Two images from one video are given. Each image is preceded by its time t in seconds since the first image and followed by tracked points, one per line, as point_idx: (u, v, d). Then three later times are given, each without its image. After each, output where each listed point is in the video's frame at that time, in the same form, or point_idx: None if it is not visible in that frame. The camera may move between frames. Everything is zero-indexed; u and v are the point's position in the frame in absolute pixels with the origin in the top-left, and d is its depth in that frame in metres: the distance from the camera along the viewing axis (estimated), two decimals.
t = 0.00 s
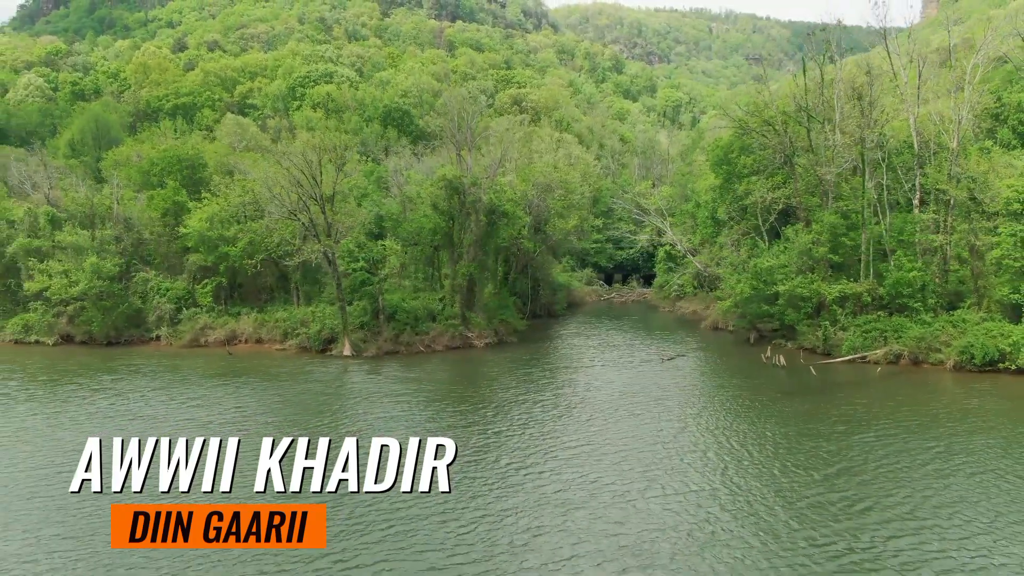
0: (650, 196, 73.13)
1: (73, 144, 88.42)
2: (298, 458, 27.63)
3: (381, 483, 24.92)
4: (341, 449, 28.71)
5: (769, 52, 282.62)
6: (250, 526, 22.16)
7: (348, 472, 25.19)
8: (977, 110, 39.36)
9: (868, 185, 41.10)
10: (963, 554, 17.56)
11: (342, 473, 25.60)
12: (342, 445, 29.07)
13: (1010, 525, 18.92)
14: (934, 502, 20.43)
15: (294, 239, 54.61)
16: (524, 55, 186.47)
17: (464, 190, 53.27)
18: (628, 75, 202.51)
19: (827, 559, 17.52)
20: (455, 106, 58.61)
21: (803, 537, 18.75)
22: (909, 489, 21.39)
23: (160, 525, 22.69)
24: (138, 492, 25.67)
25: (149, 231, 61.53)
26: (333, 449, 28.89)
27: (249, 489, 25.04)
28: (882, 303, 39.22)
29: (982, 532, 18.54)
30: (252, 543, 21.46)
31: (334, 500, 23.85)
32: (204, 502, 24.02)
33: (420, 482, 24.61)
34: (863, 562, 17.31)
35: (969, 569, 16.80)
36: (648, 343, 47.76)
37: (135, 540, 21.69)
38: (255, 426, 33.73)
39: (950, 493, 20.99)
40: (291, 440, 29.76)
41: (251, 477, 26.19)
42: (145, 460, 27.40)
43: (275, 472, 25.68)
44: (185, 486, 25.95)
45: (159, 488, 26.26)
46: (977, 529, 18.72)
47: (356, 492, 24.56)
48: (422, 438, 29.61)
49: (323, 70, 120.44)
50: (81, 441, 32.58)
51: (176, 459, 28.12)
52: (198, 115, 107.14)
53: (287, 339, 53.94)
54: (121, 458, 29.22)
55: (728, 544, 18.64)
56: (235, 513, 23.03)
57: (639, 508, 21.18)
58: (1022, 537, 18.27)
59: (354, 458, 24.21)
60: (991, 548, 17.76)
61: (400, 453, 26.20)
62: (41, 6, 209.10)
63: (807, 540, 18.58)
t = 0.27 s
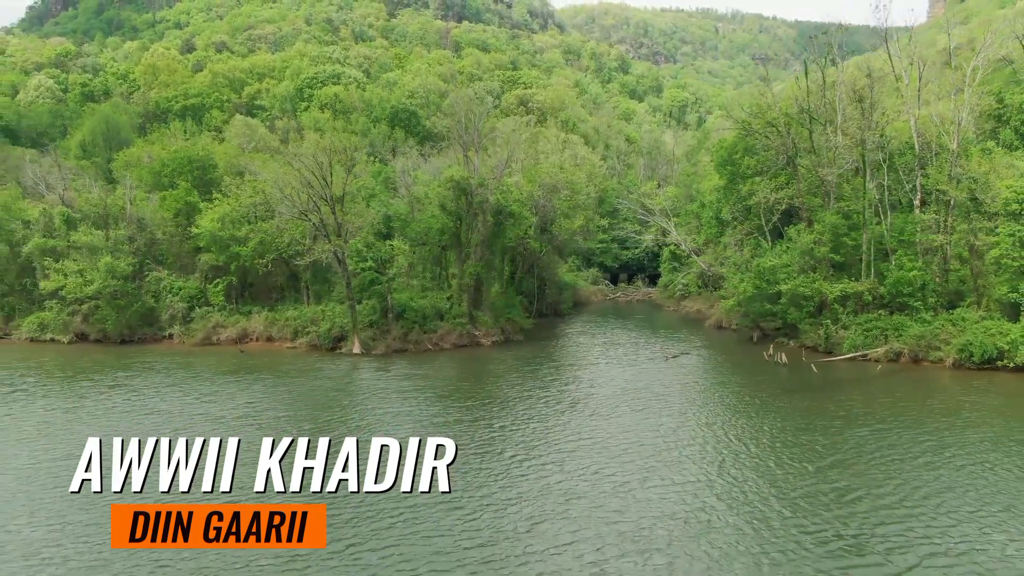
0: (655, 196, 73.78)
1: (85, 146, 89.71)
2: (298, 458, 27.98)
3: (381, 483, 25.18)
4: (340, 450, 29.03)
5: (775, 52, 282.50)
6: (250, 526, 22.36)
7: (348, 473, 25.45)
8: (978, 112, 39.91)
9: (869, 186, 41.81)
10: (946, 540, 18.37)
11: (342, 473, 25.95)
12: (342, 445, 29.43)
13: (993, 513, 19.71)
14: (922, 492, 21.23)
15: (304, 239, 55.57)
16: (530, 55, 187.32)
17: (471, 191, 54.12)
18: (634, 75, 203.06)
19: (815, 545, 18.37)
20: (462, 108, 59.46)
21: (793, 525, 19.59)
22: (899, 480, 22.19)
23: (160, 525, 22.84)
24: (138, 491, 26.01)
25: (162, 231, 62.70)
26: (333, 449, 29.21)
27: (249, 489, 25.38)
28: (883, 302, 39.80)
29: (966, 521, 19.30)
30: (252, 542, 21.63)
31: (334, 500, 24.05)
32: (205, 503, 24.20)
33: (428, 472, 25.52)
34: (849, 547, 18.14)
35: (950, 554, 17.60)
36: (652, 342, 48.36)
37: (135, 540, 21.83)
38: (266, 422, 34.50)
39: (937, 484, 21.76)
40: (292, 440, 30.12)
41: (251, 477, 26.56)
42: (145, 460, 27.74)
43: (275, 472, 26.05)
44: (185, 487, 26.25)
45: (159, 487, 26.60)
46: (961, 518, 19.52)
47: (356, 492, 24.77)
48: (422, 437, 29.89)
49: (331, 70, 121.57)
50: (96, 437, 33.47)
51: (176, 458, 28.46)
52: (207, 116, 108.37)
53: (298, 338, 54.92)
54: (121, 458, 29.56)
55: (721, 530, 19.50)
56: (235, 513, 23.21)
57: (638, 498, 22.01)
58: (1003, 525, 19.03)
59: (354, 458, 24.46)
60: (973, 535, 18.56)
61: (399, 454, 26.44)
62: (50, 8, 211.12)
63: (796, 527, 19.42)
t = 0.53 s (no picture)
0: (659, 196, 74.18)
1: (92, 146, 90.54)
2: (298, 458, 28.18)
3: (381, 483, 25.38)
4: (340, 450, 29.21)
5: (779, 52, 282.16)
6: (250, 526, 22.57)
7: (348, 473, 25.65)
8: (978, 113, 40.30)
9: (871, 187, 41.70)
10: (933, 532, 19.57)
11: (342, 473, 26.16)
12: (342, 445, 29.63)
13: (980, 507, 20.94)
14: (912, 488, 22.43)
15: (311, 239, 56.19)
16: (534, 56, 187.77)
17: (477, 192, 54.68)
18: (638, 75, 203.19)
19: (808, 535, 19.56)
20: (467, 109, 60.03)
21: (788, 517, 20.71)
22: (891, 476, 23.37)
23: (160, 525, 23.14)
24: (138, 492, 26.23)
25: (170, 232, 63.43)
26: (333, 449, 29.40)
27: (249, 488, 25.58)
28: (884, 301, 40.20)
29: (954, 514, 20.51)
30: (252, 543, 21.87)
31: (333, 500, 24.28)
32: (204, 503, 24.45)
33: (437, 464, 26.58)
34: (842, 538, 19.31)
35: (938, 545, 18.81)
36: (655, 341, 48.89)
37: (136, 540, 22.12)
38: (274, 419, 35.14)
39: (928, 480, 22.93)
40: (291, 440, 30.28)
41: (251, 477, 26.75)
42: (145, 460, 27.95)
43: (275, 473, 26.26)
44: (185, 487, 26.47)
45: (159, 487, 26.84)
46: (949, 511, 20.76)
47: (355, 492, 25.03)
48: (422, 438, 30.09)
49: (335, 72, 121.25)
50: (108, 434, 34.18)
51: (176, 459, 28.68)
52: (213, 116, 109.15)
53: (305, 337, 55.51)
54: (121, 458, 29.80)
55: (717, 522, 20.59)
56: (235, 513, 23.48)
57: (637, 491, 23.02)
58: (991, 518, 20.23)
59: (354, 459, 24.70)
60: (960, 527, 19.77)
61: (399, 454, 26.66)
62: (55, 8, 212.32)
63: (790, 519, 20.54)
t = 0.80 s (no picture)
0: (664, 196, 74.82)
1: (103, 147, 91.91)
2: (298, 458, 28.60)
3: (381, 483, 25.81)
4: (340, 449, 29.64)
5: (786, 52, 281.72)
6: (250, 527, 22.99)
7: (348, 473, 26.18)
8: (979, 115, 40.84)
9: (873, 186, 42.43)
10: (922, 519, 20.46)
11: (342, 474, 26.59)
12: (342, 445, 30.03)
13: (968, 496, 21.84)
14: (904, 479, 23.30)
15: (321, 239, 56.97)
16: (541, 56, 188.49)
17: (484, 193, 55.51)
18: (645, 75, 203.58)
19: (801, 522, 20.53)
20: (475, 111, 60.91)
21: (782, 506, 21.70)
22: (883, 467, 24.26)
23: (160, 525, 23.57)
24: (138, 492, 26.67)
25: (183, 232, 64.55)
26: (333, 449, 29.83)
27: (249, 488, 25.98)
28: (885, 300, 40.84)
29: (943, 503, 21.42)
30: (252, 543, 22.25)
31: (333, 500, 24.75)
32: (204, 503, 24.88)
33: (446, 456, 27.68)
34: (833, 525, 20.25)
35: (924, 531, 19.73)
36: (660, 339, 49.60)
37: (136, 540, 22.56)
38: (285, 415, 36.04)
39: (920, 471, 23.80)
40: (292, 440, 30.65)
41: (251, 477, 27.07)
42: (145, 460, 28.39)
43: (275, 473, 26.56)
44: (185, 486, 26.92)
45: (159, 487, 27.25)
46: (939, 500, 21.63)
47: (355, 492, 25.51)
48: (422, 438, 30.48)
49: (343, 72, 123.08)
50: (124, 430, 35.18)
51: (176, 458, 29.15)
52: (222, 117, 110.42)
53: (315, 335, 56.53)
54: (121, 458, 30.29)
55: (714, 510, 21.59)
56: (235, 513, 23.90)
57: (638, 482, 24.02)
58: (978, 508, 21.07)
59: (355, 459, 25.21)
60: (947, 515, 20.65)
61: (399, 454, 27.10)
62: (66, 10, 214.59)
63: (784, 508, 21.51)
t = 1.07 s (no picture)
0: (668, 196, 75.22)
1: (111, 148, 92.81)
2: (298, 458, 28.84)
3: (381, 483, 26.06)
4: (340, 450, 29.89)
5: (790, 52, 281.34)
6: (250, 526, 23.17)
7: (348, 473, 26.39)
8: (981, 115, 41.03)
9: (873, 188, 43.33)
10: (913, 512, 21.24)
11: (342, 473, 26.84)
12: (342, 446, 30.29)
13: (960, 489, 22.59)
14: (898, 473, 24.04)
15: (326, 240, 56.97)
16: (545, 56, 188.89)
17: (489, 193, 56.07)
18: (649, 75, 203.72)
19: (796, 515, 21.37)
20: (480, 112, 61.48)
21: (778, 500, 22.49)
22: (878, 462, 25.00)
23: (160, 525, 23.80)
24: (138, 491, 26.95)
25: (191, 232, 65.27)
26: (333, 449, 30.09)
27: (249, 488, 26.23)
28: (886, 300, 41.27)
29: (935, 496, 22.13)
30: (252, 542, 22.38)
31: (333, 500, 24.98)
32: (205, 503, 25.09)
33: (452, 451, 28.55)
34: (827, 518, 21.02)
35: (915, 523, 20.51)
36: (664, 338, 50.09)
37: (136, 540, 22.79)
38: (292, 412, 36.63)
39: (914, 466, 24.53)
40: (292, 440, 30.92)
41: (251, 477, 27.39)
42: (145, 460, 28.66)
43: (274, 472, 26.86)
44: (185, 486, 27.17)
45: (159, 487, 27.53)
46: (931, 493, 22.40)
47: (355, 492, 25.73)
48: (422, 438, 30.63)
49: (347, 75, 123.02)
50: (135, 426, 35.83)
51: (176, 459, 29.41)
52: (228, 118, 111.28)
53: (322, 334, 57.23)
54: (121, 458, 30.55)
55: (711, 504, 22.45)
56: (235, 513, 24.07)
57: (637, 477, 24.88)
58: (969, 501, 21.77)
59: (355, 460, 25.41)
60: (939, 508, 21.41)
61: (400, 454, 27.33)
62: (71, 11, 216.05)
63: (778, 501, 22.36)
